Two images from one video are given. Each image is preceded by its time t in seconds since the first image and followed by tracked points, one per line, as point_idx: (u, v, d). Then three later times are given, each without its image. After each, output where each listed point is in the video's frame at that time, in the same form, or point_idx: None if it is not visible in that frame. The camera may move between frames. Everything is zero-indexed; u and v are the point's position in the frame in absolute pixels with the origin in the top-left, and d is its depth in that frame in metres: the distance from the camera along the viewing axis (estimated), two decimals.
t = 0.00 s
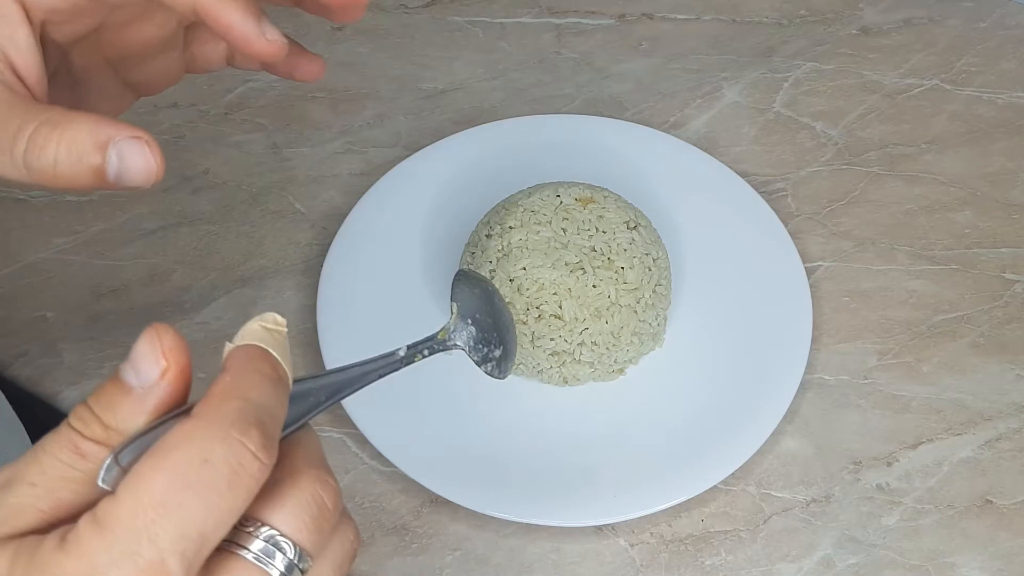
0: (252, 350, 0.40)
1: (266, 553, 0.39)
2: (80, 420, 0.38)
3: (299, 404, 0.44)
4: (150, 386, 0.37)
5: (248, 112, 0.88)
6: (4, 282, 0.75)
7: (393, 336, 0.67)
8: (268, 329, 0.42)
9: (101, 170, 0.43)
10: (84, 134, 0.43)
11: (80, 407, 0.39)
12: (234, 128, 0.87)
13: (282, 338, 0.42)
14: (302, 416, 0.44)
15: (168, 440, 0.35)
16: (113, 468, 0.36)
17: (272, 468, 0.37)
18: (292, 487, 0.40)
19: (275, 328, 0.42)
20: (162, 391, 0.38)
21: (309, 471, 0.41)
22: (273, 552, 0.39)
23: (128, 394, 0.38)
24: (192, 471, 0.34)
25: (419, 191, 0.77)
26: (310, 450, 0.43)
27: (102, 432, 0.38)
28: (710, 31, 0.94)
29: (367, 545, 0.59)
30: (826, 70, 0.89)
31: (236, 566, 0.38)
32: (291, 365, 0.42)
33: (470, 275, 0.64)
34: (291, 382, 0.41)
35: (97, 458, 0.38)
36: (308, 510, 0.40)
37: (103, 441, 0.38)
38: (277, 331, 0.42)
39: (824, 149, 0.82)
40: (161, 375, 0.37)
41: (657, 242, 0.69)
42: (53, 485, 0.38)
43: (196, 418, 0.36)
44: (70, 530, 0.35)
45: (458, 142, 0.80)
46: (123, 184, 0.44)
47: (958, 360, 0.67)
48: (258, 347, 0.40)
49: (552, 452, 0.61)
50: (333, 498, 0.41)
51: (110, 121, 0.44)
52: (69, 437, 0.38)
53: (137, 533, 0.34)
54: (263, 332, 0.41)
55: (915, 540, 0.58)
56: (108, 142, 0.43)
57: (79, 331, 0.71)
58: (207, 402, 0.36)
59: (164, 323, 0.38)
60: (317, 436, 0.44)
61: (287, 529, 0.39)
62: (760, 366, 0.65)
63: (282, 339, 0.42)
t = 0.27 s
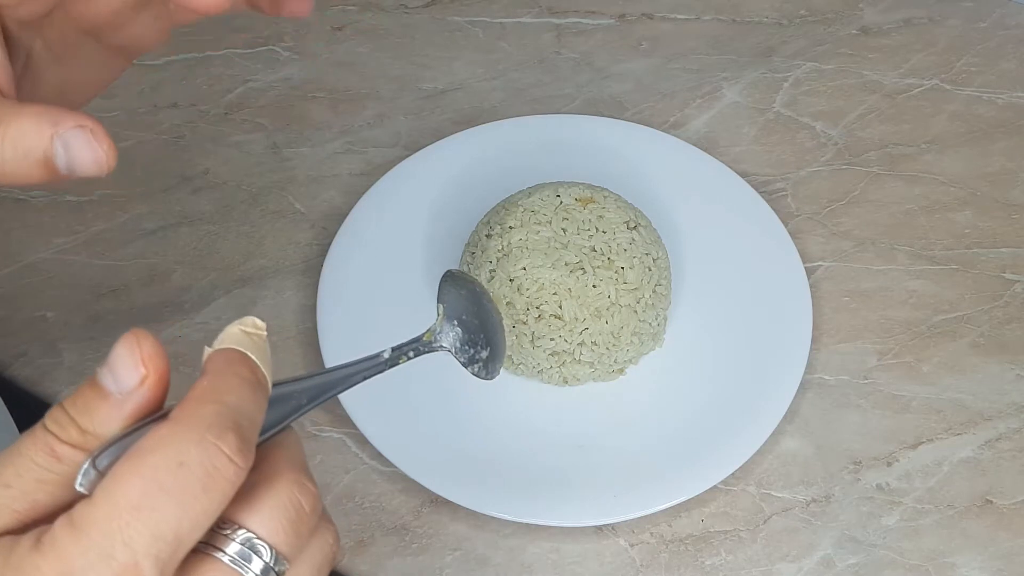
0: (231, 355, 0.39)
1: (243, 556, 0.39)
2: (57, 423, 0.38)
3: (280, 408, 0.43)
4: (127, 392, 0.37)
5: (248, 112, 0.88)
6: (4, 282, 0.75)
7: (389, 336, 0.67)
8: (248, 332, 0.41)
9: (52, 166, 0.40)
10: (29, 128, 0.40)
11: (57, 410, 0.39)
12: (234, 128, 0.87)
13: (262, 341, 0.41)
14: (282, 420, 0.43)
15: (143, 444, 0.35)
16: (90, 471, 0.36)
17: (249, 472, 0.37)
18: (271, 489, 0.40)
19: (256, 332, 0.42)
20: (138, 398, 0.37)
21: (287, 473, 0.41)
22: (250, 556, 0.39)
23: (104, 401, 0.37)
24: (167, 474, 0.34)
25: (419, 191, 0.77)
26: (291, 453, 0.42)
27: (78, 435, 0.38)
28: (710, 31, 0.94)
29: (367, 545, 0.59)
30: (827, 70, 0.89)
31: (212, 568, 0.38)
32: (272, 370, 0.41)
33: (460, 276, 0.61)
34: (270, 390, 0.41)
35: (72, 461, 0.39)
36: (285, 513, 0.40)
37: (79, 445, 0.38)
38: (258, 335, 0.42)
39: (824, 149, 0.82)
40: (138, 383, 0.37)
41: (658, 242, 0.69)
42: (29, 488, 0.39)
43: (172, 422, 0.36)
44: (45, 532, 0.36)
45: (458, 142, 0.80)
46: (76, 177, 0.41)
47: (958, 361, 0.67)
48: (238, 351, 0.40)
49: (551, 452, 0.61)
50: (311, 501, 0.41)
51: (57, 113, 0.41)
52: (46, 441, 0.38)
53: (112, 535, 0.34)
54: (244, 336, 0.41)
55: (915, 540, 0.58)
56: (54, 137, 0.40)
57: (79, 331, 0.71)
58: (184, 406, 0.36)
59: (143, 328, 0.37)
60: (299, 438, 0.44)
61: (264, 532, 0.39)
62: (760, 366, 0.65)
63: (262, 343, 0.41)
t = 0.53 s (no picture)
0: (219, 363, 0.39)
1: (233, 568, 0.39)
2: (44, 436, 0.38)
3: (273, 416, 0.43)
4: (115, 405, 0.37)
5: (248, 112, 0.88)
6: (4, 282, 0.75)
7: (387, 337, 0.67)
8: (236, 341, 0.41)
9: (66, 173, 0.43)
10: (47, 139, 0.42)
11: (43, 421, 0.38)
12: (234, 128, 0.87)
13: (251, 349, 0.41)
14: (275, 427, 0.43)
15: (130, 458, 0.35)
16: (78, 484, 0.36)
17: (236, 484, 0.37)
18: (261, 502, 0.40)
19: (246, 341, 0.42)
20: (127, 410, 0.37)
21: (279, 484, 0.41)
22: (240, 568, 0.39)
23: (92, 413, 0.37)
24: (155, 489, 0.34)
25: (419, 192, 0.77)
26: (283, 463, 0.42)
27: (66, 448, 0.38)
28: (710, 31, 0.94)
29: (366, 545, 0.59)
30: (827, 70, 0.89)
31: None
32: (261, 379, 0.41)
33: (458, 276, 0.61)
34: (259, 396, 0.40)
35: (59, 473, 0.38)
36: (276, 526, 0.40)
37: (66, 458, 0.38)
38: (247, 343, 0.42)
39: (824, 149, 0.82)
40: (127, 396, 0.37)
41: (658, 242, 0.69)
42: (15, 501, 0.39)
43: (160, 434, 0.36)
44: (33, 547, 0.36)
45: (459, 142, 0.80)
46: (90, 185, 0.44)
47: (958, 360, 0.67)
48: (227, 360, 0.40)
49: (551, 452, 0.61)
50: (301, 512, 0.41)
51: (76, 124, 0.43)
52: (32, 453, 0.38)
53: (101, 549, 0.35)
54: (234, 344, 0.41)
55: (915, 540, 0.58)
56: (71, 150, 0.42)
57: (79, 331, 0.71)
58: (172, 418, 0.36)
59: (130, 340, 0.37)
60: (290, 446, 0.44)
61: (254, 545, 0.39)
62: (760, 365, 0.65)
63: (251, 351, 0.41)
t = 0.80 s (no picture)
0: (207, 374, 0.39)
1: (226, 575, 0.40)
2: (35, 451, 0.37)
3: (260, 423, 0.42)
4: (106, 420, 0.36)
5: (248, 112, 0.88)
6: (4, 282, 0.75)
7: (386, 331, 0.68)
8: (224, 351, 0.41)
9: (139, 185, 0.52)
10: (125, 156, 0.51)
11: (33, 435, 0.38)
12: (234, 128, 0.87)
13: (238, 359, 0.41)
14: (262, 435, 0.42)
15: (121, 472, 0.35)
16: (72, 497, 0.36)
17: (228, 495, 0.37)
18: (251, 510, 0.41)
19: (232, 349, 0.41)
20: (117, 425, 0.37)
21: (268, 491, 0.41)
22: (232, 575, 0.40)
23: (83, 428, 0.37)
24: (145, 502, 0.35)
25: (419, 191, 0.77)
26: (271, 470, 0.43)
27: (58, 463, 0.37)
28: (710, 31, 0.94)
29: (366, 545, 0.59)
30: (827, 70, 0.89)
31: None
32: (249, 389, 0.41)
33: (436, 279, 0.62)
34: (248, 405, 0.40)
35: (53, 487, 0.38)
36: (266, 533, 0.41)
37: (59, 473, 0.37)
38: (234, 352, 0.41)
39: (824, 149, 0.82)
40: (117, 411, 0.36)
41: (658, 242, 0.69)
42: (10, 515, 0.39)
43: (149, 448, 0.36)
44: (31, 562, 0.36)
45: (459, 142, 0.80)
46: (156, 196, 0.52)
47: (958, 360, 0.67)
48: (215, 371, 0.39)
49: (552, 452, 0.61)
50: (291, 518, 0.42)
51: (148, 145, 0.52)
52: (25, 469, 0.37)
53: (96, 563, 0.35)
54: (220, 355, 0.40)
55: (916, 540, 0.58)
56: (146, 167, 0.51)
57: (79, 331, 0.71)
58: (161, 431, 0.36)
59: (121, 355, 0.37)
60: (277, 453, 0.44)
61: (245, 552, 0.40)
62: (760, 365, 0.65)
63: (238, 361, 0.41)
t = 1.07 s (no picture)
0: (236, 386, 0.39)
1: None
2: (66, 462, 0.37)
3: (285, 434, 0.43)
4: (137, 432, 0.36)
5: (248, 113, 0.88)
6: (4, 282, 0.75)
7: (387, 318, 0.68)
8: (250, 363, 0.41)
9: (140, 226, 0.49)
10: (119, 198, 0.48)
11: (64, 446, 0.37)
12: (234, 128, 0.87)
13: (264, 370, 0.41)
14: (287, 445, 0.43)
15: (153, 485, 0.35)
16: (105, 509, 0.36)
17: (257, 508, 0.37)
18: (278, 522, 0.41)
19: (258, 361, 0.41)
20: (149, 438, 0.36)
21: (294, 503, 0.42)
22: None
23: (115, 440, 0.36)
24: (179, 515, 0.34)
25: (420, 191, 0.77)
26: (296, 480, 0.43)
27: (90, 474, 0.37)
28: (710, 31, 0.94)
29: (366, 545, 0.59)
30: (827, 70, 0.89)
31: None
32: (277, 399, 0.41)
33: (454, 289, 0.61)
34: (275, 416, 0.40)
35: (84, 499, 0.37)
36: (294, 544, 0.41)
37: (90, 483, 0.37)
38: (260, 364, 0.41)
39: (824, 149, 0.82)
40: (148, 423, 0.36)
41: (657, 241, 0.69)
42: (41, 527, 0.38)
43: (180, 461, 0.36)
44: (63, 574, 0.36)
45: (459, 142, 0.80)
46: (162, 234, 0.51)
47: (958, 360, 0.67)
48: (243, 382, 0.39)
49: (553, 452, 0.61)
50: (318, 528, 0.42)
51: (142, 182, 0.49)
52: (56, 481, 0.37)
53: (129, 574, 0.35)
54: (247, 366, 0.41)
55: (915, 540, 0.58)
56: (143, 206, 0.49)
57: (78, 331, 0.71)
58: (192, 444, 0.36)
59: (151, 367, 0.37)
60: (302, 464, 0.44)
61: (273, 563, 0.40)
62: (760, 365, 0.65)
63: (264, 372, 0.41)
